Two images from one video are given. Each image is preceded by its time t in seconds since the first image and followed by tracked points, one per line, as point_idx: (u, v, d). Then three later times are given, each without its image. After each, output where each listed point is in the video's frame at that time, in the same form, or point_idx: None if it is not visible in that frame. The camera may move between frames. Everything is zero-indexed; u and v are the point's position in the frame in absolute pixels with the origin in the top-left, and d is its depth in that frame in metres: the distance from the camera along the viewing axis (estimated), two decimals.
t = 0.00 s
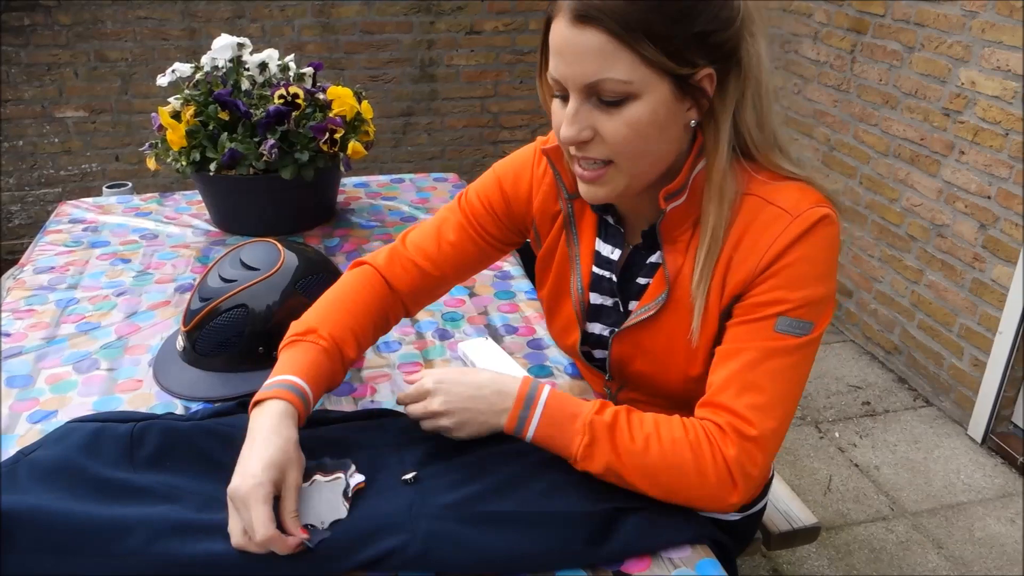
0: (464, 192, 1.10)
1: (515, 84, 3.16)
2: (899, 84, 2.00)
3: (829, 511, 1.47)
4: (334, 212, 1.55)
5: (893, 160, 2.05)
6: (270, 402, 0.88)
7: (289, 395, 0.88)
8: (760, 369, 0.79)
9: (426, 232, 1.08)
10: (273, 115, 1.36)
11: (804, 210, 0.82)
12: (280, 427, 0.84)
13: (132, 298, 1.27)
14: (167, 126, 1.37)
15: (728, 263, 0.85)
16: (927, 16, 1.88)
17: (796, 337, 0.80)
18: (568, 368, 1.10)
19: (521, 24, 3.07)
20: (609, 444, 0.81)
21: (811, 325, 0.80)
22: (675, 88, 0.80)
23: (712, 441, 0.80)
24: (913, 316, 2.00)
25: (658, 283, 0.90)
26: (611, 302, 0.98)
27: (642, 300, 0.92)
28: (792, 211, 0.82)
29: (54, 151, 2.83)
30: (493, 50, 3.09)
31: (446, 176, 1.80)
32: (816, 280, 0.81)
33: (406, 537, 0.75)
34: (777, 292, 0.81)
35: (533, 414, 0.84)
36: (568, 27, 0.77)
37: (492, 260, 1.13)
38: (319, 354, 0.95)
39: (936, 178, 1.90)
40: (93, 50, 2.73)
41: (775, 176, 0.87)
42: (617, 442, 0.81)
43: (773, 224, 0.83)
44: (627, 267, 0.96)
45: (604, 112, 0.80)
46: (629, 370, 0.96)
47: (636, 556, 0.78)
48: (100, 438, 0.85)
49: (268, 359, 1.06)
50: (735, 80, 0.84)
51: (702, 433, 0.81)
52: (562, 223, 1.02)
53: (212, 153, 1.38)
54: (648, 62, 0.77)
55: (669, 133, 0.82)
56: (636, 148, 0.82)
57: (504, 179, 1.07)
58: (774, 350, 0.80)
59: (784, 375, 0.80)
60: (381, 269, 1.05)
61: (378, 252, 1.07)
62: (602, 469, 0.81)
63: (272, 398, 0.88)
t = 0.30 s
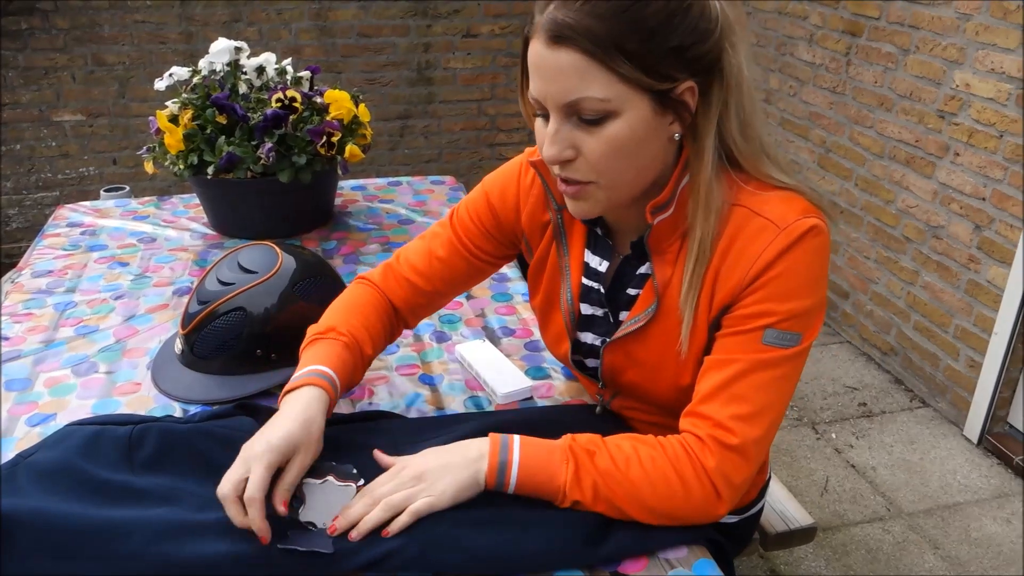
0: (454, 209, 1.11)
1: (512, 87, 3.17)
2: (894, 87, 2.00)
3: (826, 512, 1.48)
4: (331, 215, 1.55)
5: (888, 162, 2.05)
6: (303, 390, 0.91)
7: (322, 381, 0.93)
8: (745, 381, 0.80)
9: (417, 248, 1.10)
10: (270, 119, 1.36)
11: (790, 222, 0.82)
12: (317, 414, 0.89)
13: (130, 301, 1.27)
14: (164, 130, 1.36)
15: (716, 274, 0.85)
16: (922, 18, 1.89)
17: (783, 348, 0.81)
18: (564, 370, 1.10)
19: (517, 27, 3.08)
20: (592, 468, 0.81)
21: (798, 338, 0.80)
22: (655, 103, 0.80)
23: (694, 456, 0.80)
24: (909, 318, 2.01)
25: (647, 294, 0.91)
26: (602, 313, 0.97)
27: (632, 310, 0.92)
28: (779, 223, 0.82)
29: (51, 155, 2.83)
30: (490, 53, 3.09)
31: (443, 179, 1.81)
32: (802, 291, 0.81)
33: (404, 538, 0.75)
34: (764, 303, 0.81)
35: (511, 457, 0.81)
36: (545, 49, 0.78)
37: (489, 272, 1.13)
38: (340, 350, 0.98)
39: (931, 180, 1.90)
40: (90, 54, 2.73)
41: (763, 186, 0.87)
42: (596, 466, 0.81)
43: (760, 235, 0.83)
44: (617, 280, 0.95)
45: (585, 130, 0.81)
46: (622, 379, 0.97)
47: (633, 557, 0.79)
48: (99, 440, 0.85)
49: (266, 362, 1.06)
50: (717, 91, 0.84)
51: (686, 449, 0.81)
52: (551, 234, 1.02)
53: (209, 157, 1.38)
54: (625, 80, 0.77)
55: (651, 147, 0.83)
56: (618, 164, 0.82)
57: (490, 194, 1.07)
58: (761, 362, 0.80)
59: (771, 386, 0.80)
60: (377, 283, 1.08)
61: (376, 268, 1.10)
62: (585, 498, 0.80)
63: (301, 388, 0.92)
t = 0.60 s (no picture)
0: (467, 203, 1.13)
1: (511, 90, 3.17)
2: (891, 89, 2.01)
3: (824, 513, 1.48)
4: (330, 218, 1.55)
5: (886, 165, 2.06)
6: (352, 391, 0.96)
7: (366, 383, 0.97)
8: (748, 385, 0.80)
9: (437, 238, 1.13)
10: (270, 120, 1.37)
11: (799, 228, 0.82)
12: (362, 425, 0.92)
13: (129, 303, 1.27)
14: (163, 132, 1.36)
15: (722, 275, 0.85)
16: (919, 20, 1.90)
17: (787, 353, 0.81)
18: (564, 371, 1.10)
19: (515, 30, 3.09)
20: (593, 485, 0.80)
21: (803, 343, 0.81)
22: (670, 97, 0.80)
23: (695, 458, 0.81)
24: (906, 320, 2.01)
25: (653, 292, 0.91)
26: (606, 307, 0.98)
27: (636, 307, 0.93)
28: (788, 227, 0.82)
29: (50, 157, 2.84)
30: (488, 55, 3.10)
31: (442, 182, 1.81)
32: (808, 298, 0.81)
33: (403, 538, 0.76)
34: (770, 307, 0.81)
35: (511, 485, 0.80)
36: (560, 43, 0.78)
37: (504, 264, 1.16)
38: (381, 345, 1.02)
39: (928, 182, 1.91)
40: (89, 57, 2.73)
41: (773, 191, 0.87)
42: (596, 482, 0.80)
43: (768, 239, 0.83)
44: (624, 275, 0.96)
45: (600, 124, 0.81)
46: (622, 376, 0.97)
47: (631, 557, 0.79)
48: (99, 442, 0.86)
49: (266, 363, 1.06)
50: (729, 87, 0.84)
51: (685, 451, 0.82)
52: (558, 228, 1.03)
53: (208, 159, 1.38)
54: (641, 74, 0.78)
55: (665, 141, 0.83)
56: (633, 157, 0.82)
57: (500, 191, 1.09)
58: (764, 366, 0.80)
59: (774, 390, 0.80)
60: (401, 272, 1.12)
61: (401, 258, 1.14)
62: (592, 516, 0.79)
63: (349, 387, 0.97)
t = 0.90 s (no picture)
0: (478, 200, 1.13)
1: (510, 92, 3.18)
2: (889, 91, 2.02)
3: (823, 515, 1.47)
4: (329, 221, 1.55)
5: (884, 167, 2.07)
6: (354, 395, 0.96)
7: (374, 387, 0.98)
8: (751, 382, 0.81)
9: (447, 237, 1.13)
10: (269, 123, 1.37)
11: (808, 230, 0.83)
12: (363, 430, 0.92)
13: (129, 306, 1.28)
14: (164, 135, 1.37)
15: (730, 274, 0.86)
16: (917, 23, 1.90)
17: (790, 353, 0.82)
18: (563, 373, 1.11)
19: (514, 33, 3.09)
20: (593, 488, 0.81)
21: (806, 344, 0.82)
22: (684, 89, 0.81)
23: (691, 449, 0.82)
24: (904, 321, 2.02)
25: (660, 288, 0.91)
26: (613, 302, 0.98)
27: (643, 303, 0.93)
28: (796, 229, 0.83)
29: (50, 160, 2.84)
30: (487, 58, 3.11)
31: (441, 184, 1.81)
32: (813, 299, 0.82)
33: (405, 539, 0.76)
34: (776, 306, 0.82)
35: (512, 496, 0.79)
36: (577, 34, 0.79)
37: (514, 262, 1.16)
38: (389, 349, 1.03)
39: (926, 184, 1.92)
40: (89, 60, 2.73)
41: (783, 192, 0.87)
42: (597, 486, 0.81)
43: (775, 239, 0.83)
44: (632, 270, 0.96)
45: (615, 114, 0.81)
46: (624, 372, 0.97)
47: (630, 557, 0.80)
48: (101, 443, 0.86)
49: (267, 365, 1.07)
50: (741, 82, 0.85)
51: (682, 444, 0.83)
52: (566, 223, 1.03)
53: (208, 162, 1.39)
54: (657, 64, 0.79)
55: (678, 133, 0.83)
56: (646, 148, 0.82)
57: (510, 187, 1.09)
58: (768, 364, 0.81)
59: (776, 388, 0.81)
60: (411, 274, 1.13)
61: (411, 259, 1.15)
62: (592, 519, 0.80)
63: (353, 389, 0.97)
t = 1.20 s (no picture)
0: (482, 198, 1.14)
1: (511, 94, 3.19)
2: (890, 93, 2.02)
3: (822, 515, 1.46)
4: (332, 220, 1.56)
5: (884, 168, 2.07)
6: (364, 390, 0.97)
7: (380, 383, 0.99)
8: (753, 381, 0.81)
9: (450, 234, 1.14)
10: (272, 124, 1.38)
11: (810, 232, 0.84)
12: (370, 431, 0.93)
13: (134, 304, 1.29)
14: (168, 135, 1.38)
15: (733, 275, 0.86)
16: (917, 25, 1.91)
17: (791, 353, 0.82)
18: (564, 371, 1.11)
19: (515, 35, 3.10)
20: (591, 478, 0.82)
21: (808, 344, 0.82)
22: (692, 87, 0.82)
23: (691, 446, 0.83)
24: (904, 322, 2.03)
25: (664, 287, 0.91)
26: (615, 301, 0.98)
27: (646, 302, 0.93)
28: (799, 231, 0.84)
29: (53, 161, 2.85)
30: (488, 60, 3.12)
31: (443, 184, 1.82)
32: (815, 301, 0.83)
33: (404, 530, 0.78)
34: (779, 307, 0.82)
35: (512, 483, 0.81)
36: (589, 30, 0.79)
37: (516, 260, 1.17)
38: (393, 345, 1.04)
39: (926, 186, 1.92)
40: (91, 62, 2.75)
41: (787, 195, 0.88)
42: (595, 476, 0.82)
43: (778, 241, 0.84)
44: (635, 270, 0.96)
45: (625, 111, 0.82)
46: (626, 370, 0.97)
47: (629, 552, 0.80)
48: (105, 439, 0.87)
49: (271, 363, 1.08)
50: (747, 83, 0.86)
51: (681, 441, 0.83)
52: (569, 222, 1.04)
53: (212, 162, 1.40)
54: (669, 62, 0.79)
55: (685, 132, 0.84)
56: (654, 146, 0.83)
57: (514, 185, 1.10)
58: (770, 364, 0.82)
59: (776, 388, 0.82)
60: (415, 271, 1.13)
61: (414, 255, 1.16)
62: (591, 510, 0.81)
63: (359, 384, 0.98)
